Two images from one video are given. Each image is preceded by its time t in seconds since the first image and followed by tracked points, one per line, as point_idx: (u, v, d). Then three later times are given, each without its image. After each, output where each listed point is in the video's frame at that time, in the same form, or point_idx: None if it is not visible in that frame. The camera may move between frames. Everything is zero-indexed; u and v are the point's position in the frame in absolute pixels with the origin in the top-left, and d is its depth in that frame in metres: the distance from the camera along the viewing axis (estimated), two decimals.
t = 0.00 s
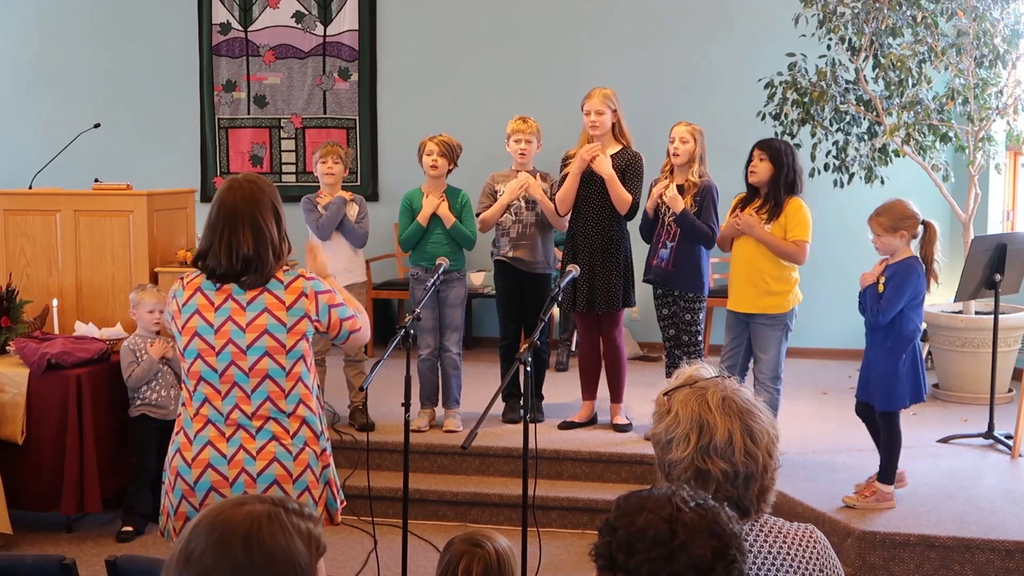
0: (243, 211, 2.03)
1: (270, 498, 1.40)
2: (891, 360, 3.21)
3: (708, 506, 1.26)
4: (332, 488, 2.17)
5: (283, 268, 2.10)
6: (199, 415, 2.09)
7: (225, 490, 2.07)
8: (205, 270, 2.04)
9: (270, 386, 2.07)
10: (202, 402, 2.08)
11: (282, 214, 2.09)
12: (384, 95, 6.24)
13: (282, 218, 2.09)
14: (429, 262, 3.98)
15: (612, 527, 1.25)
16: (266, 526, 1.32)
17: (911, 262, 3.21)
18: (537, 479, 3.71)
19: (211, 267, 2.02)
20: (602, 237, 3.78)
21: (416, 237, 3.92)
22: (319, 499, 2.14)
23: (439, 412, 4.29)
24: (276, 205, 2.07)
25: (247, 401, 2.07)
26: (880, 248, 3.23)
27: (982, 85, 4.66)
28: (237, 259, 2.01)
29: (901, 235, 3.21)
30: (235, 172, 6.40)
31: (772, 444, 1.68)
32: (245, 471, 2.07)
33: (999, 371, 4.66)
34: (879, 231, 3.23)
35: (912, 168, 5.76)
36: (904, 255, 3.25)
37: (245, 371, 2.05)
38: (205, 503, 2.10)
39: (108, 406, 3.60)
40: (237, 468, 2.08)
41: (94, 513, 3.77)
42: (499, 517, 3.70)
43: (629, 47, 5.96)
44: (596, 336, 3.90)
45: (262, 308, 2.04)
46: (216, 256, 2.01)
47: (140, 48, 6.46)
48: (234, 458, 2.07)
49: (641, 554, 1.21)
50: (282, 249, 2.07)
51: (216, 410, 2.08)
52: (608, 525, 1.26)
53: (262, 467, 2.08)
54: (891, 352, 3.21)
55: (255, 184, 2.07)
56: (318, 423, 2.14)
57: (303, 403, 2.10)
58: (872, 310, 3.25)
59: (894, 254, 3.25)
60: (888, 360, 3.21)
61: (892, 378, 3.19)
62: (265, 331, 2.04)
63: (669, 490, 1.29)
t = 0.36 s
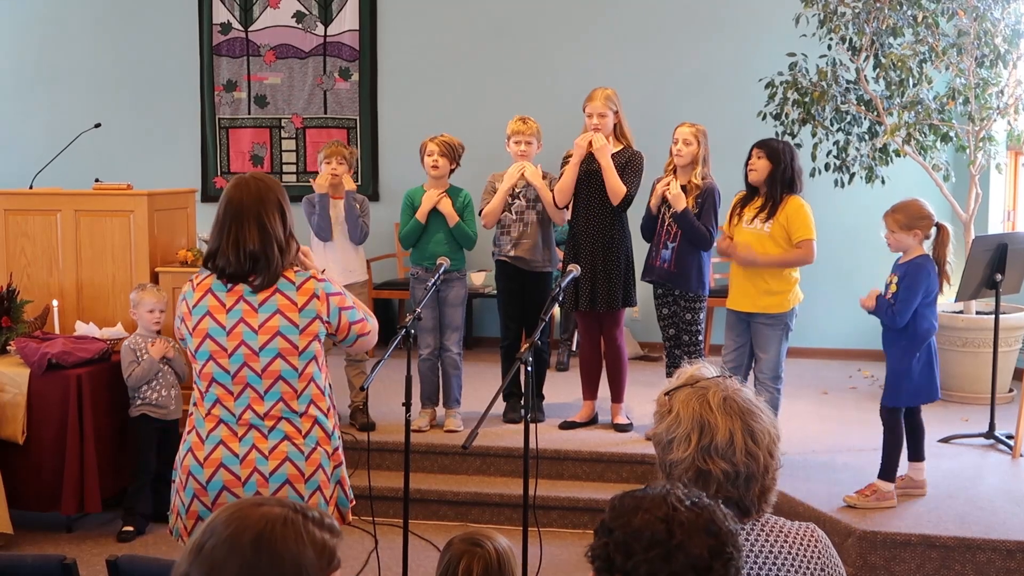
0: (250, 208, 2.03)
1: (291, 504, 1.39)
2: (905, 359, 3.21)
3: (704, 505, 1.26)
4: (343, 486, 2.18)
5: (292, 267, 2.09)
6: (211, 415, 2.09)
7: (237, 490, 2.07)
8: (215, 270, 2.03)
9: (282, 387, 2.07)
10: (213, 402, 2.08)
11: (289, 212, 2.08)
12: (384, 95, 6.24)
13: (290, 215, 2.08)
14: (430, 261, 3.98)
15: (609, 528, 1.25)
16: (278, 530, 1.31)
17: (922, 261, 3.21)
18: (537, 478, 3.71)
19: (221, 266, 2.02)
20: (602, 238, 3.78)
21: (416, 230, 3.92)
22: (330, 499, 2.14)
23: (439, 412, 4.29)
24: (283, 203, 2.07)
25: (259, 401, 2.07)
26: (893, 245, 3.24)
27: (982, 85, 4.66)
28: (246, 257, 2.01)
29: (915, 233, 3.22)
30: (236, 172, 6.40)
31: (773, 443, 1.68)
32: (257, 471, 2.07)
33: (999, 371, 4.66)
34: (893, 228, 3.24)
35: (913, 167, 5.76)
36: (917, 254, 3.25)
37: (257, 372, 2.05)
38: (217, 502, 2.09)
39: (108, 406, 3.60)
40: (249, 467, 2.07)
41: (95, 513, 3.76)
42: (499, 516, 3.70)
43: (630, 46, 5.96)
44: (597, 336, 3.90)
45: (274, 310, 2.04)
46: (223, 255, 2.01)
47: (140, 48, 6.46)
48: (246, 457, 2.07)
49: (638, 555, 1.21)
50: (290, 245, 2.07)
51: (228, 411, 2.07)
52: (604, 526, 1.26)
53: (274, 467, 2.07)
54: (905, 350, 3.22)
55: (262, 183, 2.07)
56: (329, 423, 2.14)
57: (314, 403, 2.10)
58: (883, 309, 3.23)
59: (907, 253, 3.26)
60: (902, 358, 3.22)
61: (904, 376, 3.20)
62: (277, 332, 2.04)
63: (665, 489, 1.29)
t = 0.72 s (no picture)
0: (253, 206, 2.05)
1: (292, 503, 1.39)
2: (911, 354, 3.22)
3: (696, 502, 1.26)
4: (346, 486, 2.18)
5: (298, 264, 2.10)
6: (215, 413, 2.08)
7: (240, 489, 2.06)
8: (222, 269, 2.04)
9: (287, 385, 2.07)
10: (217, 400, 2.08)
11: (293, 209, 2.10)
12: (385, 95, 6.24)
13: (293, 213, 2.10)
14: (431, 260, 3.98)
15: (602, 528, 1.25)
16: (276, 530, 1.31)
17: (930, 258, 3.22)
18: (538, 478, 3.71)
19: (228, 264, 2.03)
20: (604, 238, 3.78)
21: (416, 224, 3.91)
22: (332, 498, 2.14)
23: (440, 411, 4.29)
24: (287, 200, 2.08)
25: (263, 399, 2.07)
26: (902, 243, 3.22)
27: (983, 84, 4.66)
28: (252, 254, 2.02)
29: (924, 230, 3.20)
30: (236, 171, 6.40)
31: (773, 443, 1.68)
32: (260, 470, 2.07)
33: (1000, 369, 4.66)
34: (901, 226, 3.22)
35: (914, 167, 5.76)
36: (924, 251, 3.25)
37: (262, 370, 2.05)
38: (219, 501, 2.09)
39: (109, 405, 3.60)
40: (252, 466, 2.07)
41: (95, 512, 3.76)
42: (500, 515, 3.70)
43: (631, 46, 5.96)
44: (598, 335, 3.90)
45: (280, 307, 2.04)
46: (230, 253, 2.02)
47: (141, 47, 6.46)
48: (249, 456, 2.07)
49: (631, 553, 1.21)
50: (296, 242, 2.08)
51: (232, 409, 2.07)
52: (598, 526, 1.26)
53: (277, 466, 2.07)
54: (911, 346, 3.23)
55: (264, 182, 2.08)
56: (332, 422, 2.14)
57: (318, 401, 2.10)
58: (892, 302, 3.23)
59: (914, 249, 3.25)
60: (908, 354, 3.22)
61: (910, 372, 3.19)
62: (283, 330, 2.04)
63: (659, 488, 1.29)
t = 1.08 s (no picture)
0: (255, 198, 2.05)
1: (281, 498, 1.39)
2: (906, 352, 3.21)
3: (692, 497, 1.26)
4: (339, 482, 2.18)
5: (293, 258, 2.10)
6: (207, 408, 2.08)
7: (232, 484, 2.07)
8: (217, 260, 2.04)
9: (279, 379, 2.06)
10: (210, 395, 2.08)
11: (292, 204, 2.11)
12: (382, 91, 6.23)
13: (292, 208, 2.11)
14: (427, 256, 3.98)
15: (598, 523, 1.25)
16: (261, 524, 1.31)
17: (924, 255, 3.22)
18: (535, 473, 3.71)
19: (224, 256, 2.03)
20: (602, 234, 3.78)
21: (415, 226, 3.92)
22: (324, 494, 2.14)
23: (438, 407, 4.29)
24: (286, 195, 2.09)
25: (255, 394, 2.07)
26: (894, 240, 3.22)
27: (981, 79, 4.66)
28: (250, 245, 2.02)
29: (916, 226, 3.21)
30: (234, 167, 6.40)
31: (770, 438, 1.68)
32: (252, 465, 2.07)
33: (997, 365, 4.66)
34: (893, 223, 3.22)
35: (911, 162, 5.76)
36: (916, 247, 3.26)
37: (254, 364, 2.05)
38: (211, 496, 2.10)
39: (106, 401, 3.60)
40: (244, 461, 2.07)
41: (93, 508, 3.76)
42: (497, 511, 3.71)
43: (628, 41, 5.95)
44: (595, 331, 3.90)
45: (272, 301, 2.04)
46: (228, 245, 2.02)
47: (138, 43, 6.45)
48: (241, 452, 2.07)
49: (626, 548, 1.21)
50: (292, 236, 2.09)
51: (224, 404, 2.07)
52: (594, 521, 1.26)
53: (269, 461, 2.08)
54: (907, 344, 3.22)
55: (265, 175, 2.09)
56: (325, 418, 2.15)
57: (311, 396, 2.10)
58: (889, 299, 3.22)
59: (907, 245, 3.25)
60: (903, 352, 3.21)
61: (906, 370, 3.19)
62: (275, 323, 2.04)
63: (655, 482, 1.29)
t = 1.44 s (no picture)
0: (247, 196, 2.06)
1: (280, 498, 1.39)
2: (902, 355, 3.21)
3: (694, 498, 1.26)
4: (327, 482, 2.16)
5: (284, 257, 2.11)
6: (195, 407, 2.08)
7: (221, 482, 2.07)
8: (207, 258, 2.04)
9: (267, 379, 2.06)
10: (199, 394, 2.07)
11: (283, 203, 2.11)
12: (381, 90, 6.23)
13: (284, 207, 2.12)
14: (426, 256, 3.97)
15: (600, 523, 1.25)
16: (263, 526, 1.31)
17: (916, 257, 3.20)
18: (534, 473, 3.71)
19: (214, 254, 2.03)
20: (600, 235, 3.78)
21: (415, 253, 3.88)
22: (313, 493, 2.13)
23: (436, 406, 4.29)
24: (278, 194, 2.10)
25: (244, 393, 2.06)
26: (888, 242, 3.21)
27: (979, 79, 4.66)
28: (240, 243, 2.02)
29: (910, 228, 3.20)
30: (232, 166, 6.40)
31: (769, 439, 1.68)
32: (240, 463, 2.07)
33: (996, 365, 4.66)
34: (887, 224, 3.21)
35: (909, 162, 5.76)
36: (909, 249, 3.24)
37: (243, 363, 2.04)
38: (201, 495, 2.09)
39: (105, 402, 3.60)
40: (232, 459, 2.07)
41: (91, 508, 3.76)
42: (495, 511, 3.71)
43: (627, 41, 5.95)
44: (593, 332, 3.90)
45: (261, 300, 2.03)
46: (218, 242, 2.03)
47: (137, 43, 6.45)
48: (230, 450, 2.07)
49: (627, 548, 1.21)
50: (283, 235, 2.09)
51: (213, 402, 2.07)
52: (596, 520, 1.26)
53: (258, 459, 2.07)
54: (903, 347, 3.21)
55: (257, 175, 2.10)
56: (314, 417, 2.14)
57: (299, 396, 2.09)
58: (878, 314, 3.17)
59: (899, 247, 3.24)
60: (900, 355, 3.21)
61: (902, 373, 3.21)
62: (264, 323, 2.04)
63: (657, 483, 1.29)
